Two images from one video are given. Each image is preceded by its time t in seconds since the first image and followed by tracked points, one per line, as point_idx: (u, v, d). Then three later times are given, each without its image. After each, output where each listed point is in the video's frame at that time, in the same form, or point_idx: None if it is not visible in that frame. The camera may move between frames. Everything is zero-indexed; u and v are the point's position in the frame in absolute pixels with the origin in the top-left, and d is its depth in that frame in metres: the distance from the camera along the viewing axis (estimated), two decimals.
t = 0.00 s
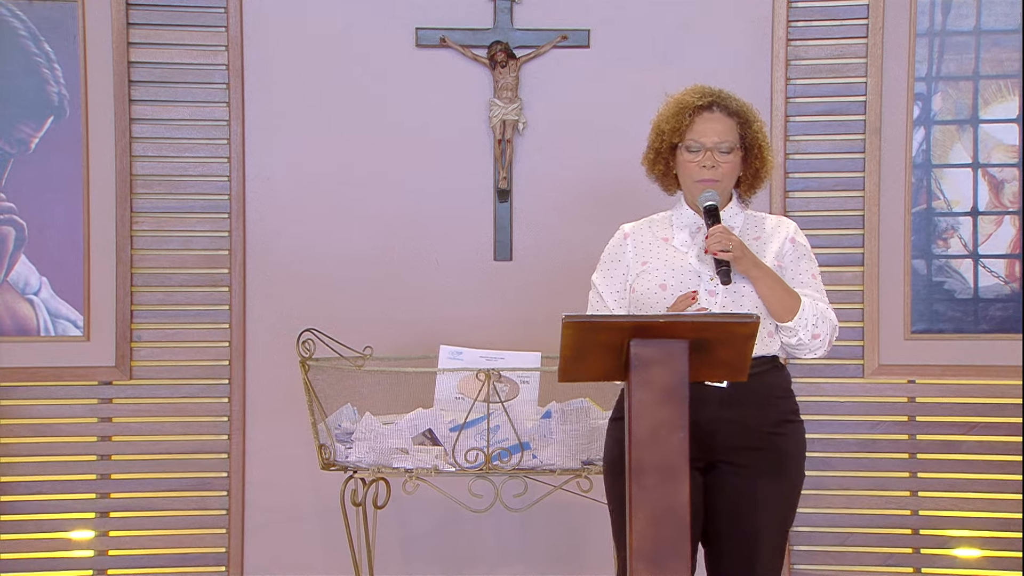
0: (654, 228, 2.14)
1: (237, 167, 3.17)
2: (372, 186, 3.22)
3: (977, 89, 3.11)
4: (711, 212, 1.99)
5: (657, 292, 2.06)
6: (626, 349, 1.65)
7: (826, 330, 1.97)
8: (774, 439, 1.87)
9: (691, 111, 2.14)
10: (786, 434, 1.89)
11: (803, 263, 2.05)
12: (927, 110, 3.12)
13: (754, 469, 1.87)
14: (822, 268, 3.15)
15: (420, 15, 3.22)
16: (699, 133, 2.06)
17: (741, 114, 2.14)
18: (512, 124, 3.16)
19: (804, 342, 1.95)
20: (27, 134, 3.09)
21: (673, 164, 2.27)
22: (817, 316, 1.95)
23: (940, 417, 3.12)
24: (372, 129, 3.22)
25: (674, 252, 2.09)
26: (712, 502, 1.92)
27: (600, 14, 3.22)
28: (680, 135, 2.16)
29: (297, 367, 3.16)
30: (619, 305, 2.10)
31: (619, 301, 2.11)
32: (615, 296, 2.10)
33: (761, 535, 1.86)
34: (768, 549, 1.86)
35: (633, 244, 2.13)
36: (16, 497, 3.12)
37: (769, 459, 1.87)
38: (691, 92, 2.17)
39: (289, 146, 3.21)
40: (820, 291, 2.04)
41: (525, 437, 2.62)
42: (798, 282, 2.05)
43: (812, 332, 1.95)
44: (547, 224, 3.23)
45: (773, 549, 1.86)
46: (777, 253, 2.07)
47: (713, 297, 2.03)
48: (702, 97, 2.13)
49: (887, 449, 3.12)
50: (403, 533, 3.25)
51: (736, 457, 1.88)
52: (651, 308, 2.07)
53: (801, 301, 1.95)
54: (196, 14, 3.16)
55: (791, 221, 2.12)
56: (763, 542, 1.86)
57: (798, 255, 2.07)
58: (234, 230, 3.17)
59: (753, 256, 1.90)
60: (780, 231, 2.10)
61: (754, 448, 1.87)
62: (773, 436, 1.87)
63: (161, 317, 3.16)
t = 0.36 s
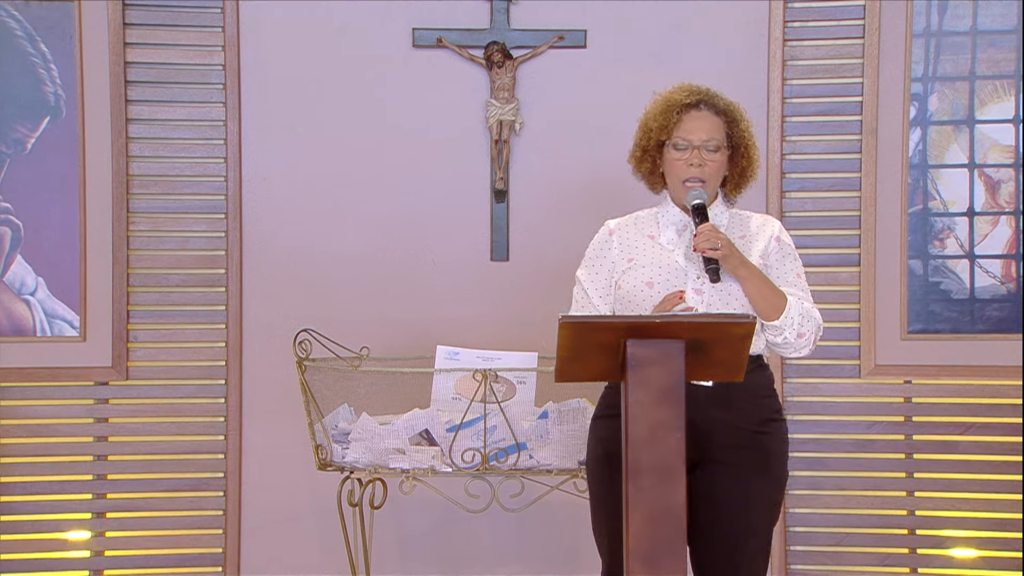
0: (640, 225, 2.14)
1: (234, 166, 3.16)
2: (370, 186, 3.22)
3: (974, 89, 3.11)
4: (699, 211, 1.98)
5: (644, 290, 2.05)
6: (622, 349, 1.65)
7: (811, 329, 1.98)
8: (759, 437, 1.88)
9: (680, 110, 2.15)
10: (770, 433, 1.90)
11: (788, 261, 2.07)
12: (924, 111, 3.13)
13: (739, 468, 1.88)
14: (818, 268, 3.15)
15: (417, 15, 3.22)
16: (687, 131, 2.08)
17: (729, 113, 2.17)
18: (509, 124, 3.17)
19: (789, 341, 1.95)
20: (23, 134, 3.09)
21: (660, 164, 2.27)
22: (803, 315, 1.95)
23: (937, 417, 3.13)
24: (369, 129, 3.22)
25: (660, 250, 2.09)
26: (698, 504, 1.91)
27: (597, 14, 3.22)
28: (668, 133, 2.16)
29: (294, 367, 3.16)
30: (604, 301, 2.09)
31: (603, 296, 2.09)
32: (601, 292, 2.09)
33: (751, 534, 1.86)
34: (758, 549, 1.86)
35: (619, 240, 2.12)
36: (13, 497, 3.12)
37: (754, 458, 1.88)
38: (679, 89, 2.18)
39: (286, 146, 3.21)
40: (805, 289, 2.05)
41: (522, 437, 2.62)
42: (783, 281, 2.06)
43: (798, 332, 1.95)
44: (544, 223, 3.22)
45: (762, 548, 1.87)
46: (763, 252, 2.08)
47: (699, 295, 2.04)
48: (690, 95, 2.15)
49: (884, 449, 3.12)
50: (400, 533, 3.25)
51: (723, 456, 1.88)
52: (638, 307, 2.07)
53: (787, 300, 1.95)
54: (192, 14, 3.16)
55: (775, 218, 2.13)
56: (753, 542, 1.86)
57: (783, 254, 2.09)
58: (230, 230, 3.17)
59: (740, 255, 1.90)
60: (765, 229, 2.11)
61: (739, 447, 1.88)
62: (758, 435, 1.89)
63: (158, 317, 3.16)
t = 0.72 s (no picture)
0: (620, 221, 2.14)
1: (232, 166, 3.17)
2: (367, 186, 3.22)
3: (972, 90, 3.11)
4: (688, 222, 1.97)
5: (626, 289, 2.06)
6: (621, 349, 1.65)
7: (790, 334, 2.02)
8: (736, 435, 1.96)
9: (663, 114, 2.11)
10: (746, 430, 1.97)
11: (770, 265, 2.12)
12: (922, 111, 3.13)
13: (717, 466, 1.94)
14: (817, 268, 3.15)
15: (415, 15, 3.22)
16: (670, 135, 2.07)
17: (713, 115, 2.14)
18: (508, 124, 3.17)
19: (770, 348, 1.99)
20: (21, 134, 3.09)
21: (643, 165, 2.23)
22: (784, 321, 1.99)
23: (935, 417, 3.13)
24: (367, 129, 3.22)
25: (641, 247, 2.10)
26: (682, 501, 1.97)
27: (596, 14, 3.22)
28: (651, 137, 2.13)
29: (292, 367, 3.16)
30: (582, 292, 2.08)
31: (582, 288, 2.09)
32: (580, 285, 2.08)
33: (733, 534, 1.94)
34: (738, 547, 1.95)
35: (598, 234, 2.12)
36: (11, 497, 3.12)
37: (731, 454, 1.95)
38: (662, 92, 2.14)
39: (283, 146, 3.21)
40: (783, 294, 2.09)
41: (520, 438, 2.62)
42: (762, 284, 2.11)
43: (779, 338, 1.99)
44: (543, 223, 3.22)
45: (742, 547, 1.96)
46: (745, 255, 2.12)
47: (682, 299, 2.06)
48: (674, 99, 2.11)
49: (882, 449, 3.12)
50: (398, 533, 3.25)
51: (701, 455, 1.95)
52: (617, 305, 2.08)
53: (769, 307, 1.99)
54: (191, 14, 3.16)
55: (756, 220, 2.16)
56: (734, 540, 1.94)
57: (765, 256, 2.12)
58: (229, 231, 3.17)
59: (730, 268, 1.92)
60: (747, 231, 2.14)
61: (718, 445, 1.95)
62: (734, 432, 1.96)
63: (156, 317, 3.16)
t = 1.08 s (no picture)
0: (598, 231, 2.11)
1: (231, 167, 3.17)
2: (366, 186, 3.22)
3: (971, 90, 3.12)
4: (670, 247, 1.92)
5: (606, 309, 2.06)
6: (619, 349, 1.65)
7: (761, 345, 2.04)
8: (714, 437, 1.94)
9: (642, 133, 2.05)
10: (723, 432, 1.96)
11: (743, 273, 2.12)
12: (921, 111, 3.12)
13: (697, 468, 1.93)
14: (816, 268, 3.15)
15: (414, 15, 3.22)
16: (651, 155, 2.01)
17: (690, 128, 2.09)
18: (507, 124, 3.17)
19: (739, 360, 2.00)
20: (20, 134, 3.09)
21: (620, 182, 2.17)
22: (757, 335, 2.01)
23: (934, 417, 3.13)
24: (365, 129, 3.22)
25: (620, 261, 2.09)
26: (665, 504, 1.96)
27: (594, 14, 3.22)
28: (630, 155, 2.07)
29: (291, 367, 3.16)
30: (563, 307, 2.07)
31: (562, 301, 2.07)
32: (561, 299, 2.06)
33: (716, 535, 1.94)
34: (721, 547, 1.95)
35: (577, 247, 2.09)
36: (10, 498, 3.12)
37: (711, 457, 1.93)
38: (637, 107, 2.08)
39: (282, 146, 3.21)
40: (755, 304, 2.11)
41: (519, 438, 2.62)
42: (732, 293, 2.11)
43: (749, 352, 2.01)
44: (542, 223, 3.22)
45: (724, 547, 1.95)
46: (720, 263, 2.11)
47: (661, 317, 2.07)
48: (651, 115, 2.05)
49: (881, 449, 3.13)
50: (397, 533, 3.25)
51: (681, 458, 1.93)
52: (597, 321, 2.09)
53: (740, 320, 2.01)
54: (189, 14, 3.16)
55: (731, 225, 2.15)
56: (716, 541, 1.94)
57: (739, 264, 2.12)
58: (228, 231, 3.17)
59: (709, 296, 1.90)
60: (721, 238, 2.13)
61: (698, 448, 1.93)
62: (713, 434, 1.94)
63: (155, 317, 3.15)
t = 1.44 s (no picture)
0: (590, 240, 2.09)
1: (230, 167, 3.17)
2: (364, 186, 3.22)
3: (970, 90, 3.12)
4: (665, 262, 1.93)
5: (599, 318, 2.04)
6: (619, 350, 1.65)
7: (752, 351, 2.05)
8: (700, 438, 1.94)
9: (638, 142, 2.03)
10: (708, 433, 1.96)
11: (734, 279, 2.13)
12: (920, 111, 3.12)
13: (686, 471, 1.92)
14: (815, 268, 3.15)
15: (414, 15, 3.22)
16: (646, 164, 2.02)
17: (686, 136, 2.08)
18: (506, 124, 3.17)
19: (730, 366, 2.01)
20: (19, 134, 3.09)
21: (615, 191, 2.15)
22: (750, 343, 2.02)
23: (933, 417, 3.13)
24: (364, 129, 3.22)
25: (613, 270, 2.07)
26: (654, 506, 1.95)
27: (594, 14, 3.22)
28: (625, 165, 2.05)
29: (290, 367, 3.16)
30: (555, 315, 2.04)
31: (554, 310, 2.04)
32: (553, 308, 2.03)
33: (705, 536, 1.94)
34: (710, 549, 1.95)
35: (570, 254, 2.07)
36: (9, 498, 3.12)
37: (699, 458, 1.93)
38: (634, 115, 2.06)
39: (281, 146, 3.21)
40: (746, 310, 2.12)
41: (518, 437, 2.63)
42: (724, 300, 2.11)
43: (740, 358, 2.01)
44: (541, 222, 3.22)
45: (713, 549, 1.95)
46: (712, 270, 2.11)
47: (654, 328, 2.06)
48: (646, 124, 2.04)
49: (880, 449, 3.13)
50: (396, 533, 3.25)
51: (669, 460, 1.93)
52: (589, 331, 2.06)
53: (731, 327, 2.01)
54: (188, 14, 3.16)
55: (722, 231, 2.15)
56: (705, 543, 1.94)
57: (730, 270, 2.13)
58: (227, 231, 3.17)
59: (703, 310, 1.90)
60: (713, 244, 2.13)
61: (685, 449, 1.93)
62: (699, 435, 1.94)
63: (154, 317, 3.15)
